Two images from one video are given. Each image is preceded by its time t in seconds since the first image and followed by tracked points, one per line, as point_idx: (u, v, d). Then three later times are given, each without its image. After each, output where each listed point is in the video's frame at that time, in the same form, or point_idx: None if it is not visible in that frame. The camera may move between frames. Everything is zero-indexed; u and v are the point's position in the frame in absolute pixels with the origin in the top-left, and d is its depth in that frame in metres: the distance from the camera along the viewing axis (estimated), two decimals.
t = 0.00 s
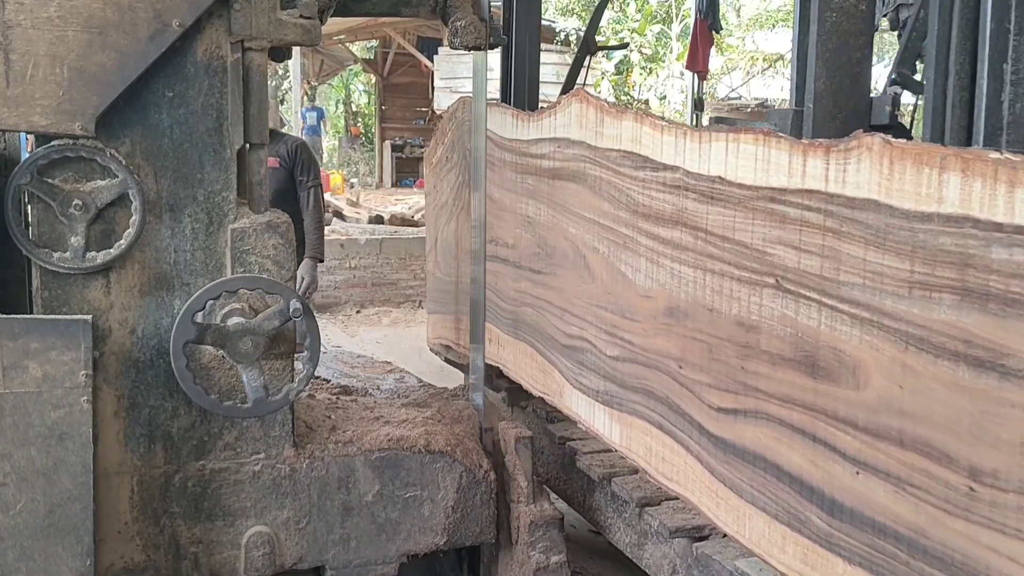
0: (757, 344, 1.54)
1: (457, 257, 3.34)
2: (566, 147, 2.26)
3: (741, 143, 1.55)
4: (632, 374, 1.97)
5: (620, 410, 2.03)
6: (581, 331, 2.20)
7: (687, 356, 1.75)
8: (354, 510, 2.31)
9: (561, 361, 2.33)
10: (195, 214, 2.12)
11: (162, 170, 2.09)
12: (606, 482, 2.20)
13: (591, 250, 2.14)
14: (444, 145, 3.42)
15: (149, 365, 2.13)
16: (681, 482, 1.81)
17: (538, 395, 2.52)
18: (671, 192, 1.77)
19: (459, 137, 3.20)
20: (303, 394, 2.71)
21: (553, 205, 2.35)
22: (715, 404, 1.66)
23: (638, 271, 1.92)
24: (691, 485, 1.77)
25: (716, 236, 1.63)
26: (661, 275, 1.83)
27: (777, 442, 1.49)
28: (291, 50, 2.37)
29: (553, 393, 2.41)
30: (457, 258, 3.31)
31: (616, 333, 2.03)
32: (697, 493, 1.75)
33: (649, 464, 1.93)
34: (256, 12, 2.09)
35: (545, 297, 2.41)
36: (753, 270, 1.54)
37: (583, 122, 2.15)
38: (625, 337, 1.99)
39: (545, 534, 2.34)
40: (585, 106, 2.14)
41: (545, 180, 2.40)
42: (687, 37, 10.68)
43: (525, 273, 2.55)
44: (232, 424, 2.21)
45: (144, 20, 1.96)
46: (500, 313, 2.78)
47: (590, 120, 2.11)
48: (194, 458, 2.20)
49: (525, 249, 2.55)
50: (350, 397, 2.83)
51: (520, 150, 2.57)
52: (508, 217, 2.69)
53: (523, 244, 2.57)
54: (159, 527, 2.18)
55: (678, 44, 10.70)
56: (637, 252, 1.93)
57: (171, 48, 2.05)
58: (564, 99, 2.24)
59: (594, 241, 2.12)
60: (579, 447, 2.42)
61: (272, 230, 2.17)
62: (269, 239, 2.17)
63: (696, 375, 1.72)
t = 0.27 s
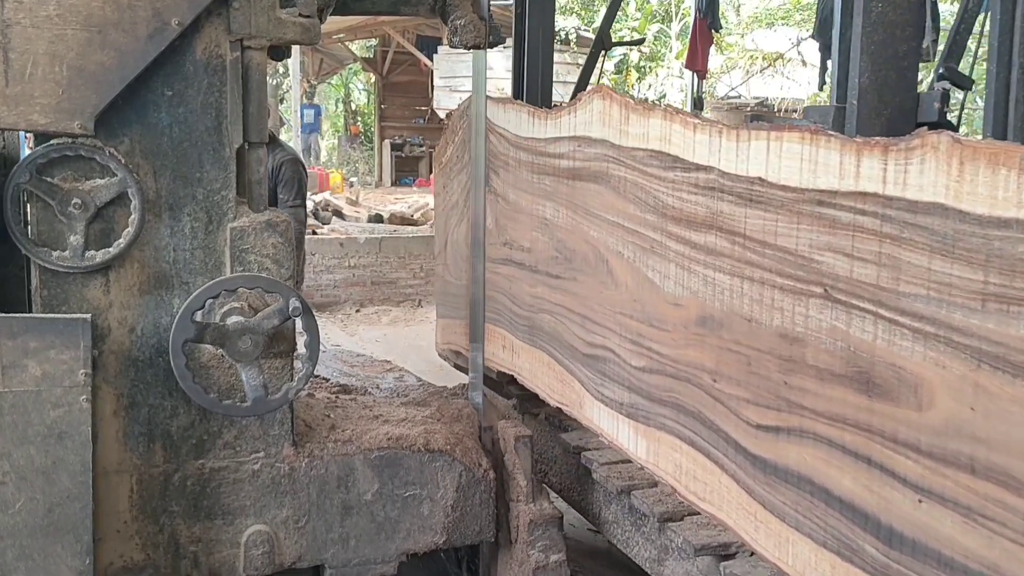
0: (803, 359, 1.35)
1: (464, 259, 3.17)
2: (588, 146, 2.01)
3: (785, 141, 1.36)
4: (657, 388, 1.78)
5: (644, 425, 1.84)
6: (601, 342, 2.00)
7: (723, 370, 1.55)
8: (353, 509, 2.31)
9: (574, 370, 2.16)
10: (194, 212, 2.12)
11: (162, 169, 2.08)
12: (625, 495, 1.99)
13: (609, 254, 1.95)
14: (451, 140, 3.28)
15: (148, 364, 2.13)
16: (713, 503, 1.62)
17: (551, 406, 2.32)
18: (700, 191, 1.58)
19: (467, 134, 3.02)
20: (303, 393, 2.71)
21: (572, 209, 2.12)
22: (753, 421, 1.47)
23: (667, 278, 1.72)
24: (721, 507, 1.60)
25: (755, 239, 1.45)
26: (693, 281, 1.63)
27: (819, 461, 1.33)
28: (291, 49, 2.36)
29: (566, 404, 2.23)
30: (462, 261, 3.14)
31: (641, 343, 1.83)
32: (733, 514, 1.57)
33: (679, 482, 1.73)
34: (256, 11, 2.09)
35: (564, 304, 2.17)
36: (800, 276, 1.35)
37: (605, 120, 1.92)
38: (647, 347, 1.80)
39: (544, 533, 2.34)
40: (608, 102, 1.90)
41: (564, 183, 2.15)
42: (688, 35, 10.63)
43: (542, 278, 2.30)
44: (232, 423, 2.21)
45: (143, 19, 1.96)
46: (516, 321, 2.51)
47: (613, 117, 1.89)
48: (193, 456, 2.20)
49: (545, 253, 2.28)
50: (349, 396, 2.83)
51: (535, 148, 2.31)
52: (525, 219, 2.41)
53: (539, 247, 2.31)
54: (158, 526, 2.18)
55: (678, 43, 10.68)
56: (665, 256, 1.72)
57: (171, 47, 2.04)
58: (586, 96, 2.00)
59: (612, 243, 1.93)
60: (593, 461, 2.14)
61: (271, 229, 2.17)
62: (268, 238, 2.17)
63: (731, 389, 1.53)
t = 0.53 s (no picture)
0: (855, 375, 1.32)
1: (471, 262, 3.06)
2: (610, 145, 1.98)
3: (836, 141, 1.32)
4: (690, 403, 1.75)
5: (673, 441, 1.82)
6: (627, 349, 1.97)
7: (764, 385, 1.53)
8: (352, 508, 2.31)
9: (597, 380, 2.12)
10: (194, 212, 2.12)
11: (161, 168, 2.08)
12: (646, 509, 1.97)
13: (634, 259, 1.92)
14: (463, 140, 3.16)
15: (147, 363, 2.13)
16: (753, 527, 1.60)
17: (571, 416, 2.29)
18: (741, 194, 1.54)
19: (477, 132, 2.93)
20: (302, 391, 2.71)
21: (593, 211, 2.08)
22: (798, 441, 1.45)
23: (700, 286, 1.69)
24: (762, 531, 1.57)
25: (801, 246, 1.41)
26: (729, 290, 1.61)
27: (872, 485, 1.31)
28: (290, 48, 2.36)
29: (587, 415, 2.19)
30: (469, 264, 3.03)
31: (671, 353, 1.80)
32: (775, 540, 1.54)
33: (713, 503, 1.72)
34: (255, 10, 2.09)
35: (585, 311, 2.14)
36: (854, 287, 1.31)
37: (630, 117, 1.88)
38: (678, 358, 1.78)
39: (544, 532, 2.34)
40: (633, 99, 1.86)
41: (585, 183, 2.11)
42: (688, 34, 10.64)
43: (563, 284, 2.26)
44: (231, 422, 2.21)
45: (142, 18, 1.96)
46: (531, 327, 2.46)
47: (638, 115, 1.85)
48: (192, 456, 2.20)
49: (563, 257, 2.25)
50: (348, 395, 2.83)
51: (551, 147, 2.28)
52: (542, 221, 2.36)
53: (558, 251, 2.27)
54: (158, 525, 2.18)
55: (678, 41, 10.68)
56: (699, 263, 1.69)
57: (170, 46, 2.04)
58: (608, 92, 1.97)
59: (637, 247, 1.90)
60: (611, 473, 2.12)
61: (271, 228, 2.17)
62: (268, 237, 2.17)
63: (774, 406, 1.50)
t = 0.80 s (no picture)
0: (918, 396, 1.24)
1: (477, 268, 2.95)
2: (635, 145, 1.92)
3: (895, 140, 1.25)
4: (726, 418, 1.68)
5: (707, 460, 1.76)
6: (655, 361, 1.90)
7: (810, 404, 1.45)
8: (352, 506, 2.31)
9: (623, 393, 2.04)
10: (193, 210, 2.12)
11: (160, 167, 2.08)
12: (669, 526, 1.92)
13: (661, 265, 1.85)
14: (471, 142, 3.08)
15: (147, 362, 2.13)
16: (798, 554, 1.53)
17: (592, 429, 2.21)
18: (785, 200, 1.47)
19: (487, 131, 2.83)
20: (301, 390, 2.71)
21: (616, 214, 2.02)
22: (850, 465, 1.37)
23: (738, 295, 1.62)
24: (808, 559, 1.50)
25: (853, 254, 1.34)
26: (770, 299, 1.54)
27: (937, 516, 1.23)
28: (290, 47, 2.37)
29: (612, 430, 2.12)
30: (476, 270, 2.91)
31: (703, 366, 1.73)
32: (823, 570, 1.47)
33: (751, 527, 1.65)
34: (255, 9, 2.09)
35: (609, 319, 2.07)
36: (916, 300, 1.23)
37: (659, 116, 1.82)
38: (712, 371, 1.71)
39: (543, 531, 2.33)
40: (662, 97, 1.81)
41: (608, 184, 2.05)
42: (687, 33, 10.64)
43: (585, 292, 2.19)
44: (231, 421, 2.21)
45: (141, 17, 1.96)
46: (549, 335, 2.39)
47: (668, 113, 1.78)
48: (192, 455, 2.20)
49: (584, 262, 2.18)
50: (348, 394, 2.83)
51: (571, 147, 2.22)
52: (562, 225, 2.29)
53: (580, 256, 2.20)
54: (157, 524, 2.18)
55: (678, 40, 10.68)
56: (736, 271, 1.62)
57: (169, 45, 2.04)
58: (633, 89, 1.91)
59: (665, 253, 1.83)
60: (630, 486, 2.09)
61: (270, 227, 2.17)
62: (268, 236, 2.17)
63: (821, 426, 1.43)
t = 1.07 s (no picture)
0: (994, 422, 1.11)
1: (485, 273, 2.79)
2: (664, 144, 1.79)
3: (966, 137, 1.11)
4: (766, 437, 1.55)
5: (745, 481, 1.62)
6: (685, 374, 1.77)
7: (864, 425, 1.31)
8: (352, 505, 2.31)
9: (649, 407, 1.91)
10: (193, 210, 2.12)
11: (160, 166, 2.08)
12: (693, 544, 1.76)
13: (693, 273, 1.72)
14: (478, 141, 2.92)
15: (147, 362, 2.13)
16: None
17: (615, 443, 2.07)
18: (835, 204, 1.34)
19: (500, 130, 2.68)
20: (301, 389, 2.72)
21: (643, 217, 1.88)
22: (912, 493, 1.24)
23: (781, 306, 1.48)
24: None
25: (917, 265, 1.20)
26: (818, 312, 1.40)
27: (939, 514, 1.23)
28: (289, 46, 2.37)
29: (636, 445, 1.98)
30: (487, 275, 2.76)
31: (741, 381, 1.60)
32: None
33: (794, 555, 1.51)
34: (254, 8, 2.09)
35: (633, 329, 1.94)
36: (993, 315, 1.10)
37: (690, 114, 1.69)
38: (751, 387, 1.57)
39: (542, 530, 2.33)
40: (694, 94, 1.68)
41: (635, 187, 1.91)
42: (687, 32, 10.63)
43: (607, 298, 2.05)
44: (230, 420, 2.21)
45: (141, 16, 1.96)
46: (567, 345, 2.26)
47: (702, 111, 1.65)
48: (192, 454, 2.20)
49: (607, 269, 2.04)
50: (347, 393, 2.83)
51: (594, 147, 2.09)
52: (582, 229, 2.16)
53: (600, 261, 2.07)
54: (157, 522, 2.18)
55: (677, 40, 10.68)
56: (779, 281, 1.48)
57: (169, 44, 2.04)
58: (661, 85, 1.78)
59: (697, 260, 1.70)
60: (652, 501, 1.92)
61: (270, 226, 2.17)
62: (267, 235, 2.17)
63: (876, 450, 1.29)
